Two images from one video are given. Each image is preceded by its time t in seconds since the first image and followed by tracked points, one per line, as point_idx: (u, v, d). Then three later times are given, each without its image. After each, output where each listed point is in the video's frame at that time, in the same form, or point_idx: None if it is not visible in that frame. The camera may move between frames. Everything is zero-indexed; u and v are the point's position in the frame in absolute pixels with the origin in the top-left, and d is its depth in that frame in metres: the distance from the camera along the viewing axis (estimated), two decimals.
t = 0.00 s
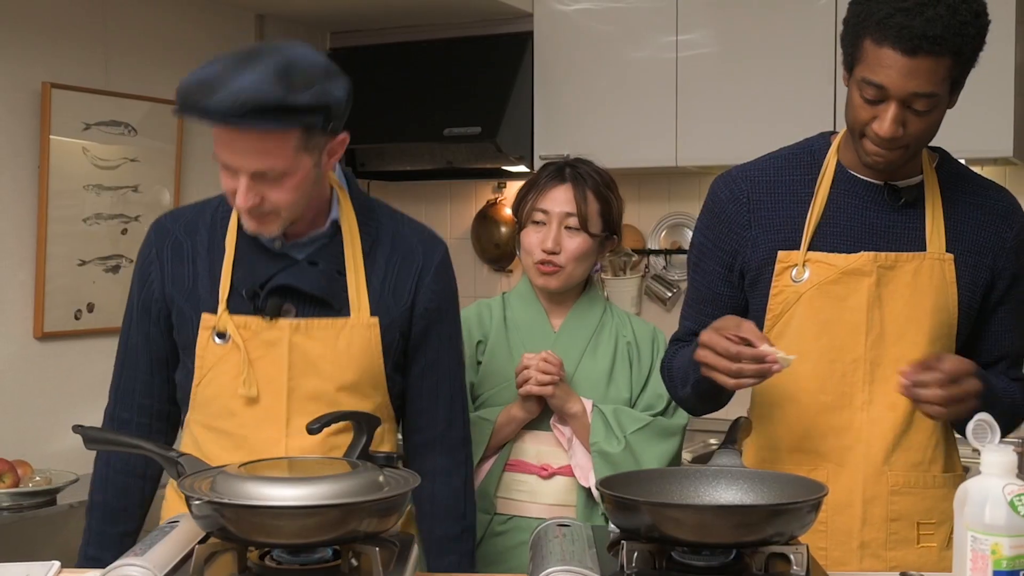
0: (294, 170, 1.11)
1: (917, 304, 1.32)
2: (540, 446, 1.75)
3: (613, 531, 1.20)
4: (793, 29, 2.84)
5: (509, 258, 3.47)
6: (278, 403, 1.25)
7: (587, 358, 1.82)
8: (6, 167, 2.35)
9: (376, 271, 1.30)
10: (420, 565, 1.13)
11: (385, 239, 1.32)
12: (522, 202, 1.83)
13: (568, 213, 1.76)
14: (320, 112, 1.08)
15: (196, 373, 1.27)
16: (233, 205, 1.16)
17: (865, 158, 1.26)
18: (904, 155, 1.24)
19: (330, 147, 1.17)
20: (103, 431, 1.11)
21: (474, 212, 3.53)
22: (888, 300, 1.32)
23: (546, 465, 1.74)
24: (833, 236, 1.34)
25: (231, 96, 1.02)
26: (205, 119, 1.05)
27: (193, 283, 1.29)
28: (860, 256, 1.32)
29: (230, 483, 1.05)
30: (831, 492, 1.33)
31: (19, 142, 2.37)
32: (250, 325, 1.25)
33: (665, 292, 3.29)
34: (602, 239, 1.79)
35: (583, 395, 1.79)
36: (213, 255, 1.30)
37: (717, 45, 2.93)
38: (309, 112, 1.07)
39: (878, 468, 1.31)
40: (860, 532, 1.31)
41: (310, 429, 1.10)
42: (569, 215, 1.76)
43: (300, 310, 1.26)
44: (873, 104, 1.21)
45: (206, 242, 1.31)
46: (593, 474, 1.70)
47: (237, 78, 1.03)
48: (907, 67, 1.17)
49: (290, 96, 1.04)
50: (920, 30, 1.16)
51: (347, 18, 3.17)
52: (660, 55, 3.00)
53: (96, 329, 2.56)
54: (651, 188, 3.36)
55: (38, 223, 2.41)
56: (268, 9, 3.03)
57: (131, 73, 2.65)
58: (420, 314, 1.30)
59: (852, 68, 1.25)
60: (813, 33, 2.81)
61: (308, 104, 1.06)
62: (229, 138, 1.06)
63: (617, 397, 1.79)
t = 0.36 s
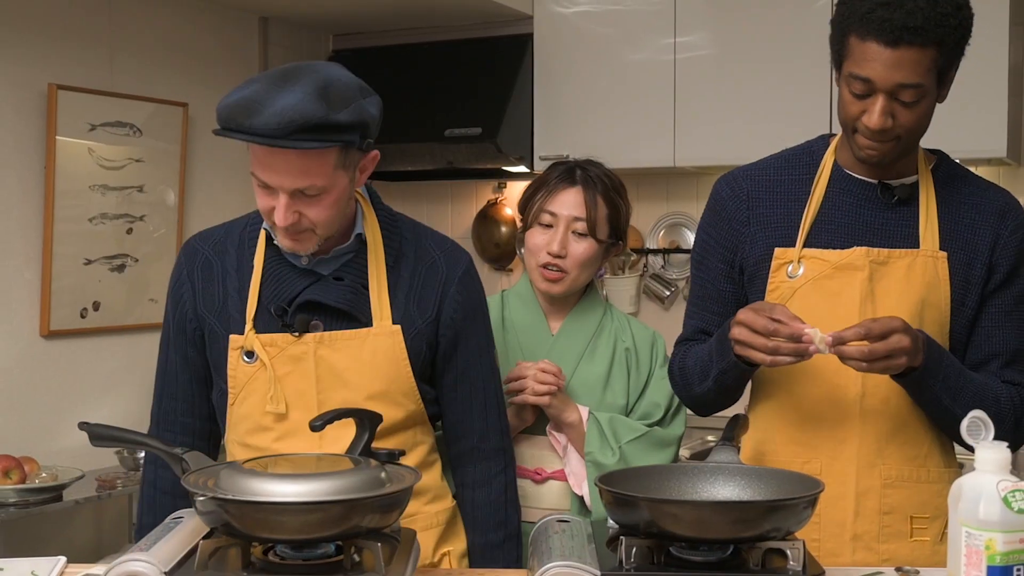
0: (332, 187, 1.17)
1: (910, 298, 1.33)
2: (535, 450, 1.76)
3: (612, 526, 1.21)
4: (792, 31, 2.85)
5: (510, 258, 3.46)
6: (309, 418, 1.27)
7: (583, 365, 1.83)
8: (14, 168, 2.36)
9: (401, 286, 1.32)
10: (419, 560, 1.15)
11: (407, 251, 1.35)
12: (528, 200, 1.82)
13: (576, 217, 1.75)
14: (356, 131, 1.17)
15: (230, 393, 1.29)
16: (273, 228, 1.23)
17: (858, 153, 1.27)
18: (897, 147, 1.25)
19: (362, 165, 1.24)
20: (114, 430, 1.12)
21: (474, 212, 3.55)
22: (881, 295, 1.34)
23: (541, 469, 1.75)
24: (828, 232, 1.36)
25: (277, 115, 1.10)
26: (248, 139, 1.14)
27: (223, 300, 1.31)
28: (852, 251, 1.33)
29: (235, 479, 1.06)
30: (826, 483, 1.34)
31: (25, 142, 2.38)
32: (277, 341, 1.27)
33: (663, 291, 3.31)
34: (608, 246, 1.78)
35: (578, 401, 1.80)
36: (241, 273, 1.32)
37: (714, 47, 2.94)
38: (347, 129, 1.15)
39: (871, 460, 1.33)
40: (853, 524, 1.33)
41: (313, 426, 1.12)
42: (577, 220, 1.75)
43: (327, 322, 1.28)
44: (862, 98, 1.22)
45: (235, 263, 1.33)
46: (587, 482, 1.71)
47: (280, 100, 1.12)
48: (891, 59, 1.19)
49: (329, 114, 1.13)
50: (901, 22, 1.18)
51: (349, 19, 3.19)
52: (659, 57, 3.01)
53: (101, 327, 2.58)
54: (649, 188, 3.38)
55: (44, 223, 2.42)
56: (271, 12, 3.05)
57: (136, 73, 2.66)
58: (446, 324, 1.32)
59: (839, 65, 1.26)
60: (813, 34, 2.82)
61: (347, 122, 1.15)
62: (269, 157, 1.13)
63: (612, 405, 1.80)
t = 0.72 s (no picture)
0: (306, 147, 1.14)
1: (908, 296, 1.34)
2: (540, 452, 1.76)
3: (611, 522, 1.23)
4: (790, 33, 2.86)
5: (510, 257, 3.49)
6: (292, 391, 1.26)
7: (587, 363, 1.83)
8: (20, 168, 2.37)
9: (385, 257, 1.33)
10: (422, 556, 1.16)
11: (390, 227, 1.36)
12: (523, 205, 1.80)
13: (577, 220, 1.75)
14: (325, 88, 1.13)
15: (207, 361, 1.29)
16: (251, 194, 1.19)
17: (857, 155, 1.29)
18: (895, 150, 1.27)
19: (336, 127, 1.20)
20: (115, 425, 1.14)
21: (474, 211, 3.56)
22: (881, 294, 1.35)
23: (546, 470, 1.74)
24: (828, 232, 1.37)
25: (241, 77, 1.07)
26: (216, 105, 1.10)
27: (206, 274, 1.32)
28: (852, 250, 1.35)
29: (238, 475, 1.07)
30: (825, 477, 1.36)
31: (32, 143, 2.40)
32: (263, 313, 1.27)
33: (662, 290, 3.32)
34: (609, 243, 1.79)
35: (583, 403, 1.81)
36: (223, 248, 1.33)
37: (712, 49, 2.95)
38: (316, 86, 1.12)
39: (869, 455, 1.35)
40: (852, 517, 1.34)
41: (316, 423, 1.13)
42: (579, 223, 1.75)
43: (313, 298, 1.29)
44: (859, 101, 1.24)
45: (216, 235, 1.34)
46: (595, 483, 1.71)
47: (245, 60, 1.08)
48: (888, 63, 1.20)
49: (296, 72, 1.09)
50: (897, 27, 1.20)
51: (351, 21, 3.20)
52: (657, 59, 3.02)
53: (106, 325, 2.59)
54: (648, 188, 3.39)
55: (51, 223, 2.44)
56: (274, 14, 3.06)
57: (141, 75, 2.68)
58: (429, 297, 1.34)
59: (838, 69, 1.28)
60: (811, 35, 2.83)
61: (314, 80, 1.11)
62: (239, 119, 1.10)
63: (617, 404, 1.81)
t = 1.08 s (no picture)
0: (313, 150, 1.15)
1: (904, 295, 1.36)
2: (549, 450, 1.76)
3: (610, 518, 1.24)
4: (788, 35, 2.87)
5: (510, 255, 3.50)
6: (292, 392, 1.30)
7: (593, 364, 1.84)
8: (27, 168, 2.39)
9: (385, 256, 1.35)
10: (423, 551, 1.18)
11: (390, 228, 1.37)
12: (530, 209, 1.80)
13: (584, 225, 1.75)
14: (336, 94, 1.15)
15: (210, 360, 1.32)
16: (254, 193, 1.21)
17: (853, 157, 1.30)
18: (890, 152, 1.28)
19: (343, 133, 1.22)
20: (120, 422, 1.15)
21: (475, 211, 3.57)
22: (877, 292, 1.36)
23: (556, 467, 1.74)
24: (825, 232, 1.39)
25: (255, 75, 1.09)
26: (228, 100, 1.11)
27: (207, 273, 1.33)
28: (849, 249, 1.36)
29: (242, 471, 1.09)
30: (822, 472, 1.37)
31: (38, 144, 2.41)
32: (264, 313, 1.29)
33: (660, 288, 3.34)
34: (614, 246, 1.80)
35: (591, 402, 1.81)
36: (224, 245, 1.35)
37: (710, 51, 2.97)
38: (327, 92, 1.13)
39: (865, 451, 1.36)
40: (849, 511, 1.36)
41: (319, 419, 1.15)
42: (585, 227, 1.75)
43: (312, 298, 1.31)
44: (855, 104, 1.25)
45: (217, 233, 1.36)
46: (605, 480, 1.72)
47: (260, 59, 1.10)
48: (882, 66, 1.22)
49: (309, 75, 1.11)
50: (891, 31, 1.21)
51: (352, 23, 3.22)
52: (655, 60, 3.04)
53: (112, 324, 2.61)
54: (646, 188, 3.40)
55: (57, 223, 2.45)
56: (277, 16, 3.08)
57: (146, 76, 2.69)
58: (428, 299, 1.35)
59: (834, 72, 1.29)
60: (810, 37, 2.85)
61: (327, 85, 1.13)
62: (249, 116, 1.12)
63: (623, 403, 1.82)
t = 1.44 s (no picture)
0: (324, 191, 1.15)
1: (897, 292, 1.37)
2: (552, 447, 1.80)
3: (609, 514, 1.26)
4: (787, 36, 2.89)
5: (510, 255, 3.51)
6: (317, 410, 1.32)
7: (592, 361, 1.87)
8: (34, 169, 2.40)
9: (405, 280, 1.34)
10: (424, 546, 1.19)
11: (412, 249, 1.36)
12: (526, 203, 1.81)
13: (578, 222, 1.76)
14: (348, 135, 1.14)
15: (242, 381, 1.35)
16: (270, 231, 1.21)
17: (845, 158, 1.32)
18: (882, 153, 1.30)
19: (357, 172, 1.22)
20: (127, 419, 1.17)
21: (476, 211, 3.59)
22: (870, 290, 1.39)
23: (558, 463, 1.79)
24: (819, 232, 1.41)
25: (266, 118, 1.08)
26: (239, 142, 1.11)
27: (235, 296, 1.36)
28: (843, 248, 1.38)
29: (246, 467, 1.10)
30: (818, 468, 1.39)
31: (45, 145, 2.43)
32: (286, 336, 1.31)
33: (658, 287, 3.36)
34: (609, 243, 1.81)
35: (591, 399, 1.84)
36: (252, 267, 1.36)
37: (708, 53, 2.98)
38: (337, 134, 1.12)
39: (860, 446, 1.38)
40: (844, 506, 1.37)
41: (321, 417, 1.16)
42: (580, 224, 1.76)
43: (332, 321, 1.32)
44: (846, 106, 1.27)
45: (247, 254, 1.37)
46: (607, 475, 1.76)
47: (271, 102, 1.09)
48: (872, 69, 1.23)
49: (319, 118, 1.10)
50: (879, 34, 1.23)
51: (354, 25, 3.23)
52: (654, 62, 3.05)
53: (117, 322, 2.62)
54: (645, 188, 3.41)
55: (63, 223, 2.47)
56: (281, 19, 3.10)
57: (150, 78, 2.70)
58: (449, 319, 1.34)
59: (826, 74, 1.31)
60: (808, 39, 2.86)
61: (338, 126, 1.12)
62: (259, 157, 1.11)
63: (622, 398, 1.85)
